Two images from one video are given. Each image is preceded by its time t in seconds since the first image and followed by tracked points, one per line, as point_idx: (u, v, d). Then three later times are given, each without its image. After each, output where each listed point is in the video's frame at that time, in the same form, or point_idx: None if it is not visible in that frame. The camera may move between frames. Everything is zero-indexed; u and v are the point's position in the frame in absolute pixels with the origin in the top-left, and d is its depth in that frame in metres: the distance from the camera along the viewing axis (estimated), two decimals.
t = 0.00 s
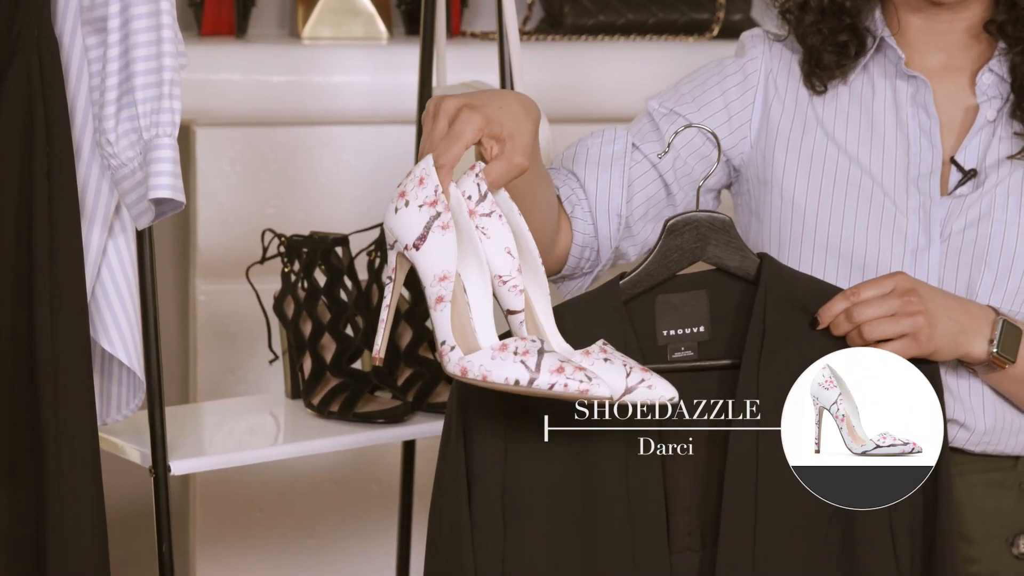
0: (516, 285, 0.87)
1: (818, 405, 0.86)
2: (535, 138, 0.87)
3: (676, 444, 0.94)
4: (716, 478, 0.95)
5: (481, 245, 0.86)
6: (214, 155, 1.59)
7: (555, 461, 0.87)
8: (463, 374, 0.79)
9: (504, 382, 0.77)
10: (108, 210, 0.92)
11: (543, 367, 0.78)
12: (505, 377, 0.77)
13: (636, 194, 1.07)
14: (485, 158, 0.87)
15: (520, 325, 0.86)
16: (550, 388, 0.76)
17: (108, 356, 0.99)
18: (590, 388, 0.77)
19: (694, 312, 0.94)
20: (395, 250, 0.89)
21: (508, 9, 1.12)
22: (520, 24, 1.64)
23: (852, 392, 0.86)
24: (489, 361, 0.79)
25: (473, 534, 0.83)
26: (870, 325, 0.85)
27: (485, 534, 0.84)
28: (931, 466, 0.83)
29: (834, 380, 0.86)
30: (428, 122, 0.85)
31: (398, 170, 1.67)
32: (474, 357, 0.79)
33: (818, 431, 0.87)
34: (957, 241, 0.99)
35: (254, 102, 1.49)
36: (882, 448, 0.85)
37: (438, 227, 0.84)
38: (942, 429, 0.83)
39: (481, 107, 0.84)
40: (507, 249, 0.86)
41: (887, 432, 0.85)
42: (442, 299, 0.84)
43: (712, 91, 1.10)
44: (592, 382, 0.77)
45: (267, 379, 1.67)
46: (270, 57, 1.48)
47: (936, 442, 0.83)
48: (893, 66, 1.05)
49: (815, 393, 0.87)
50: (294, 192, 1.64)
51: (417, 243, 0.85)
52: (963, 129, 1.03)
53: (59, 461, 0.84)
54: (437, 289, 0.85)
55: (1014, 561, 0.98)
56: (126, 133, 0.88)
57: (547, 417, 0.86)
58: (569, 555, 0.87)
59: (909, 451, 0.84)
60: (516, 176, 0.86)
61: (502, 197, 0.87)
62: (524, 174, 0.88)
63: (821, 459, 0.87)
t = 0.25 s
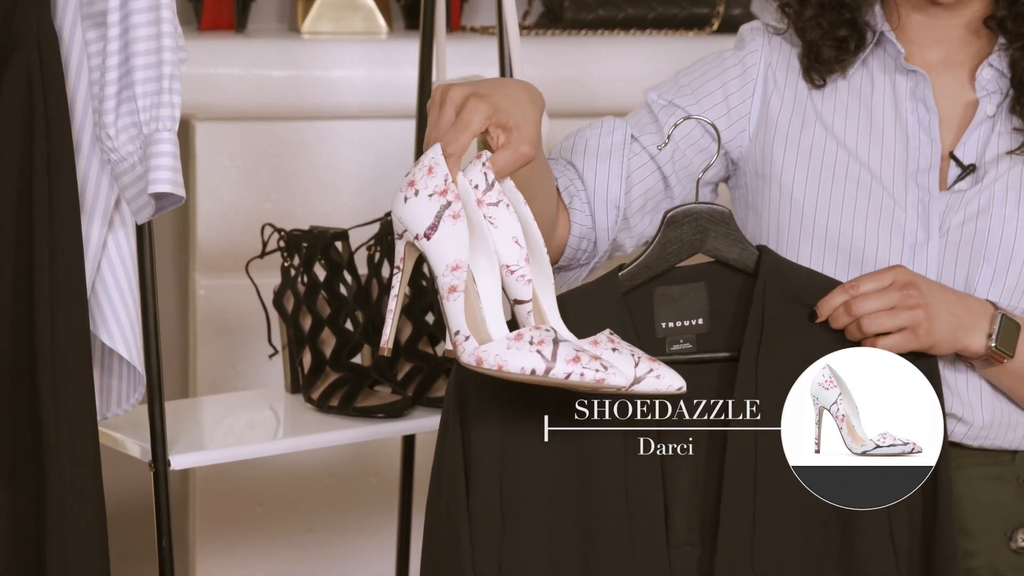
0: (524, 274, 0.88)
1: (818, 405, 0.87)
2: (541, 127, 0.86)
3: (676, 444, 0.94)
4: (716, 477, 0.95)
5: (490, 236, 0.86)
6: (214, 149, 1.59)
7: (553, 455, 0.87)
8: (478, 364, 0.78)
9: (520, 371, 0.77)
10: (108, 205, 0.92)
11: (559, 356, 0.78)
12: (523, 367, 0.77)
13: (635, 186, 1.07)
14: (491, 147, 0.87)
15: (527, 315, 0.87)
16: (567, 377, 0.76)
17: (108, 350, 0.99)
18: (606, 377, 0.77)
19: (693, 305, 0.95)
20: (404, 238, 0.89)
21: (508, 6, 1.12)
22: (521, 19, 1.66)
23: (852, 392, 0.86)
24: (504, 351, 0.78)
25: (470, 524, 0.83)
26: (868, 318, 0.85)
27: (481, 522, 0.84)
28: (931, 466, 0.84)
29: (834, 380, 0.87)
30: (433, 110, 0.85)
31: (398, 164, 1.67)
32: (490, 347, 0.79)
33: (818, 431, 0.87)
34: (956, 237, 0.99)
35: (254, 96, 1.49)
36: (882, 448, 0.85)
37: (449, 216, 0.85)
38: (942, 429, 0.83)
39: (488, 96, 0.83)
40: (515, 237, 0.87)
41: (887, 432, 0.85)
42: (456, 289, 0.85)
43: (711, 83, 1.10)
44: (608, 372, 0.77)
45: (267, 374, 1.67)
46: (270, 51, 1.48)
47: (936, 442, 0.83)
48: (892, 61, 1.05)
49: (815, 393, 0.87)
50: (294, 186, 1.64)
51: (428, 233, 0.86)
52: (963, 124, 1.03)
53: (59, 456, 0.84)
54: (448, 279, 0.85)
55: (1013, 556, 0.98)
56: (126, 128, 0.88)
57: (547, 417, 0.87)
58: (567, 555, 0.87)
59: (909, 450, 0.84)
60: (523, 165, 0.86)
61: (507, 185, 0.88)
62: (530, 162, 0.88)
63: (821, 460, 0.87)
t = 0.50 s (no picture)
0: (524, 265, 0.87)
1: (818, 405, 0.87)
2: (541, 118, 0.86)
3: (676, 444, 0.94)
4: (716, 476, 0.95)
5: (490, 226, 0.86)
6: (213, 143, 1.59)
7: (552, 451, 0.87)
8: (477, 354, 0.78)
9: (519, 362, 0.77)
10: (108, 198, 0.92)
11: (558, 347, 0.78)
12: (522, 356, 0.77)
13: (634, 178, 1.07)
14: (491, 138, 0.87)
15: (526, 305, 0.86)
16: (565, 368, 0.76)
17: (107, 343, 0.99)
18: (605, 369, 0.76)
19: (691, 295, 0.95)
20: (405, 228, 0.89)
21: None
22: (520, 12, 1.65)
23: (851, 392, 0.86)
24: (504, 341, 0.78)
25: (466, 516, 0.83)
26: (866, 310, 0.85)
27: (477, 514, 0.83)
28: (931, 466, 0.84)
29: (834, 380, 0.87)
30: (434, 98, 0.85)
31: (397, 158, 1.67)
32: (489, 337, 0.79)
33: (818, 431, 0.87)
34: (954, 229, 0.99)
35: (254, 90, 1.49)
36: (882, 448, 0.86)
37: (449, 206, 0.85)
38: (942, 429, 0.84)
39: (489, 86, 0.83)
40: (515, 229, 0.87)
41: (887, 432, 0.86)
42: (454, 279, 0.84)
43: (709, 75, 1.10)
44: (607, 364, 0.77)
45: (266, 367, 1.67)
46: (270, 44, 1.48)
47: (936, 442, 0.84)
48: (891, 53, 1.05)
49: (815, 393, 0.87)
50: (294, 180, 1.64)
51: (428, 222, 0.86)
52: (961, 116, 1.03)
53: (59, 449, 0.84)
54: (448, 268, 0.85)
55: (1011, 549, 0.98)
56: (126, 121, 0.88)
57: (547, 417, 0.87)
58: (564, 554, 0.87)
59: (909, 450, 0.85)
60: (524, 156, 0.86)
61: (508, 176, 0.88)
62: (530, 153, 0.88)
63: (821, 459, 0.87)
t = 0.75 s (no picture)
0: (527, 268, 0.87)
1: (818, 405, 0.86)
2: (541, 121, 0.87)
3: (676, 444, 0.94)
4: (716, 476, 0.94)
5: (491, 229, 0.87)
6: (213, 138, 1.59)
7: (552, 448, 0.87)
8: (480, 359, 0.78)
9: (524, 367, 0.77)
10: (107, 193, 0.92)
11: (562, 352, 0.78)
12: (525, 361, 0.77)
13: (634, 175, 1.06)
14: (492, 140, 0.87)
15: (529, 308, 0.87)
16: (570, 373, 0.76)
17: (107, 338, 0.99)
18: (608, 373, 0.77)
19: (690, 292, 0.95)
20: (406, 231, 0.89)
21: None
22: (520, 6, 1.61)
23: (851, 392, 0.86)
24: (507, 346, 0.78)
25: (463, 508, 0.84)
26: (865, 306, 0.84)
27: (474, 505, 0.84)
28: (931, 466, 0.85)
29: (834, 380, 0.87)
30: (435, 103, 0.85)
31: (397, 153, 1.67)
32: (492, 341, 0.79)
33: (818, 431, 0.87)
34: (954, 225, 0.99)
35: (253, 85, 1.48)
36: (882, 448, 0.86)
37: (452, 209, 0.85)
38: (942, 429, 0.84)
39: (490, 89, 0.83)
40: (517, 232, 0.87)
41: (887, 432, 0.86)
42: (457, 283, 0.85)
43: (710, 71, 1.10)
44: (610, 368, 0.77)
45: (265, 362, 1.67)
46: (269, 39, 1.48)
47: (936, 442, 0.84)
48: (891, 50, 1.05)
49: (815, 393, 0.87)
50: (294, 175, 1.64)
51: (430, 226, 0.86)
52: (961, 112, 1.03)
53: (58, 443, 0.84)
54: (452, 272, 0.85)
55: (1010, 546, 0.97)
56: (125, 116, 0.88)
57: (547, 417, 0.87)
58: (561, 553, 0.87)
59: (909, 451, 0.85)
60: (525, 158, 0.86)
61: (509, 179, 0.88)
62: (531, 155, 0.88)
63: (821, 459, 0.87)
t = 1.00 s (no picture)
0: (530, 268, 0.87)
1: (818, 405, 0.87)
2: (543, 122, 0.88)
3: (675, 443, 0.94)
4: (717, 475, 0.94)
5: (494, 228, 0.86)
6: (213, 134, 1.59)
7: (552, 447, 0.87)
8: (489, 359, 0.78)
9: (532, 366, 0.77)
10: (107, 189, 0.92)
11: (570, 351, 0.78)
12: (535, 361, 0.77)
13: (631, 172, 1.06)
14: (493, 141, 0.88)
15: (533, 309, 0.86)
16: (578, 372, 0.76)
17: (107, 334, 0.99)
18: (615, 372, 0.77)
19: (688, 289, 0.94)
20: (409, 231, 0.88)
21: None
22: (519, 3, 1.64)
23: (852, 392, 0.86)
24: (515, 345, 0.78)
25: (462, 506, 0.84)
26: (864, 303, 0.85)
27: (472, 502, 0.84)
28: (931, 466, 0.85)
29: (834, 380, 0.87)
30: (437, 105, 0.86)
31: (397, 149, 1.66)
32: (501, 340, 0.79)
33: (818, 431, 0.87)
34: (952, 222, 0.99)
35: (253, 81, 1.48)
36: (882, 448, 0.86)
37: (456, 209, 0.84)
38: (942, 429, 0.85)
39: (492, 88, 0.84)
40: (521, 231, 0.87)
41: (887, 432, 0.86)
42: (464, 282, 0.84)
43: (707, 68, 1.10)
44: (618, 367, 0.77)
45: (265, 358, 1.67)
46: (269, 36, 1.48)
47: (936, 442, 0.85)
48: (889, 46, 1.05)
49: (815, 393, 0.87)
50: (294, 171, 1.64)
51: (435, 225, 0.85)
52: (959, 108, 1.03)
53: (58, 438, 0.84)
54: (457, 273, 0.85)
55: (1009, 542, 0.98)
56: (125, 112, 0.88)
57: (547, 417, 0.87)
58: (560, 552, 0.87)
59: (909, 450, 0.85)
60: (526, 158, 0.87)
61: (511, 179, 0.89)
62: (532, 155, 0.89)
63: (821, 459, 0.87)
